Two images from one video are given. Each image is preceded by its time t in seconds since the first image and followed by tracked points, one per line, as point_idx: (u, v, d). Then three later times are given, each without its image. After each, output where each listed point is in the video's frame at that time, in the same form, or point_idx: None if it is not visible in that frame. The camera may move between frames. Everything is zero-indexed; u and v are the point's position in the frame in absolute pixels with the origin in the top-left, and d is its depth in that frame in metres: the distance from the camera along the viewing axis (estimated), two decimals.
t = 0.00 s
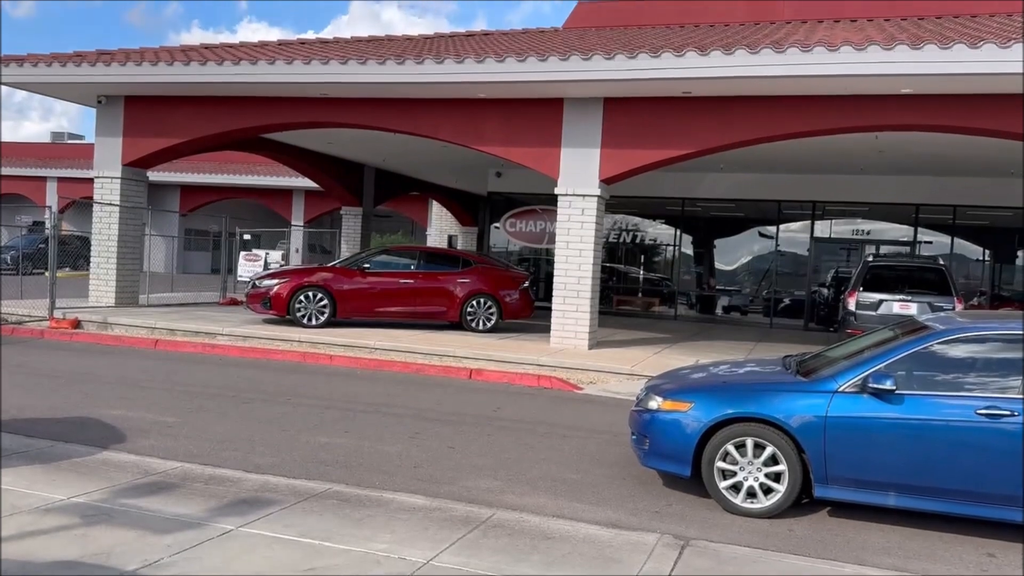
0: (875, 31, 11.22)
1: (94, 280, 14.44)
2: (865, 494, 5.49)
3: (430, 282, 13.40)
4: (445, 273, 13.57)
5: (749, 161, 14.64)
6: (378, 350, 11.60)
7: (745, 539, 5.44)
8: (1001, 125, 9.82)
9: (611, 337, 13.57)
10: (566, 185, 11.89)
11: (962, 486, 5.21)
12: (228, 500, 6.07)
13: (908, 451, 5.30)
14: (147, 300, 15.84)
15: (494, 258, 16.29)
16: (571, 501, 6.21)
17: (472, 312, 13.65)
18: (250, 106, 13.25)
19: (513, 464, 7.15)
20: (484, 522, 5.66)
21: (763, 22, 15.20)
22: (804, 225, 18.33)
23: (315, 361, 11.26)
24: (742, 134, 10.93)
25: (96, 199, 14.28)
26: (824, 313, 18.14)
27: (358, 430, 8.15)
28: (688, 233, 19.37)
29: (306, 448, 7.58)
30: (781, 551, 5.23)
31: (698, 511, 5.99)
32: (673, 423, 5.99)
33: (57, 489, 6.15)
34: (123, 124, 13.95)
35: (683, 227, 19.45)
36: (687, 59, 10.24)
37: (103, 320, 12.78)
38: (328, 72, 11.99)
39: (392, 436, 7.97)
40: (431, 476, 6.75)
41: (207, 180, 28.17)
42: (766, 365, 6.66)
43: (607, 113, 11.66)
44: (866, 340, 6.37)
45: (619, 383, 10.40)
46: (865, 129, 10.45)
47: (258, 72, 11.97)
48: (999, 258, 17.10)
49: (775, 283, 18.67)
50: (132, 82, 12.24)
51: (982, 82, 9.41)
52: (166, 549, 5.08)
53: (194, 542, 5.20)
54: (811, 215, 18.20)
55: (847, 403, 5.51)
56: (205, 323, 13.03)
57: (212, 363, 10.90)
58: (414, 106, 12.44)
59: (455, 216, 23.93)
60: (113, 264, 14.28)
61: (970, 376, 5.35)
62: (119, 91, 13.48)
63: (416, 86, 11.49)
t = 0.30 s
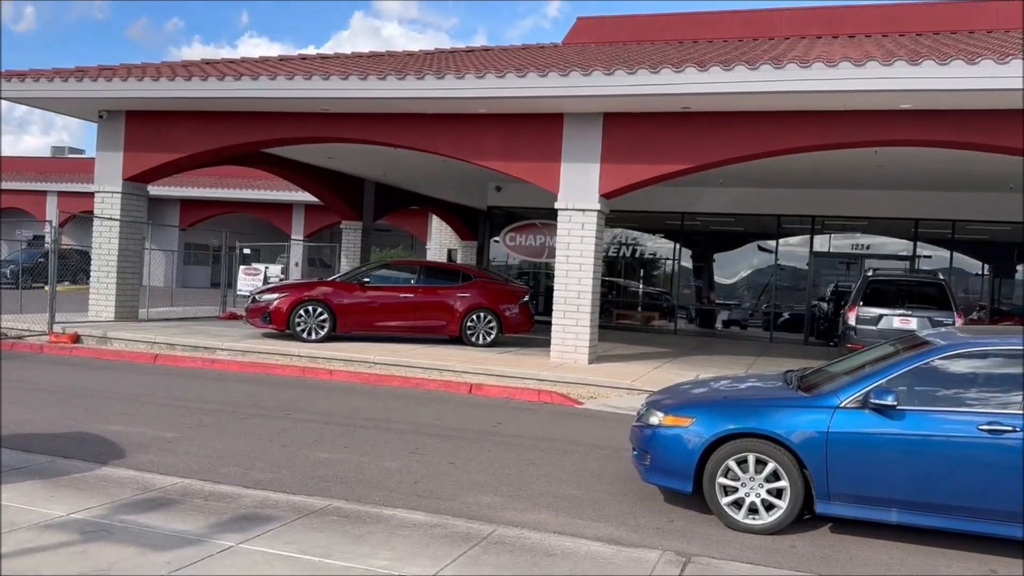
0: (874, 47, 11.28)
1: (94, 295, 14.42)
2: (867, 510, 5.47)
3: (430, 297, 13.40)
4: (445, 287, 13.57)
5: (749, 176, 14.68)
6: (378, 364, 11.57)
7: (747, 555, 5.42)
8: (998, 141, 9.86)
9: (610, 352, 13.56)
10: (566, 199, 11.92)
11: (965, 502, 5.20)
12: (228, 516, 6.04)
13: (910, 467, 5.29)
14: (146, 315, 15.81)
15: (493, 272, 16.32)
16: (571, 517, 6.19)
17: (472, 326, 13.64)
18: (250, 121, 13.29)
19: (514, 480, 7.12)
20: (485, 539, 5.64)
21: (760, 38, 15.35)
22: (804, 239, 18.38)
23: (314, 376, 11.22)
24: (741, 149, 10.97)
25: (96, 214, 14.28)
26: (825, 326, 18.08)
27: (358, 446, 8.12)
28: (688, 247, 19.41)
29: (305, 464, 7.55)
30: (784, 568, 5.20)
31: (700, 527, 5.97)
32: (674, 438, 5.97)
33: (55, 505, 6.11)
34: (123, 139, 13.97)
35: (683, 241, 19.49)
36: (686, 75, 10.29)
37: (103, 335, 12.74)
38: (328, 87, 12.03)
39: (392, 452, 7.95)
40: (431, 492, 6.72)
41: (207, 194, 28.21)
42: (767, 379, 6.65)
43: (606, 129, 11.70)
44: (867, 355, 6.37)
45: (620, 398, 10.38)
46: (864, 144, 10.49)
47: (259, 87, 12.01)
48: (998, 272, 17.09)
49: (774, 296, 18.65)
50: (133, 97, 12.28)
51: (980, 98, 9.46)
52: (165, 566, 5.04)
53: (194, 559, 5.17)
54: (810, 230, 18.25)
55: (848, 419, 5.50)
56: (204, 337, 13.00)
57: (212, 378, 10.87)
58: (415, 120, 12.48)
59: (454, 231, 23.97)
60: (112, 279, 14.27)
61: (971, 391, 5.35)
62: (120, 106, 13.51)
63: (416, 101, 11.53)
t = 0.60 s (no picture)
0: (871, 62, 11.34)
1: (93, 308, 14.41)
2: (869, 525, 5.45)
3: (429, 310, 13.39)
4: (444, 300, 13.57)
5: (748, 189, 14.72)
6: (377, 377, 11.55)
7: (749, 571, 5.39)
8: (996, 154, 9.90)
9: (610, 365, 13.55)
10: (565, 212, 11.94)
11: (967, 517, 5.18)
12: (227, 531, 6.01)
13: (911, 482, 5.27)
14: (146, 328, 15.79)
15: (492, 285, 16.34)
16: (572, 533, 6.16)
17: (472, 338, 13.62)
18: (250, 134, 13.31)
19: (515, 495, 7.10)
20: (486, 554, 5.61)
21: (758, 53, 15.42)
22: (802, 252, 18.42)
23: (314, 389, 11.20)
24: (740, 163, 11.00)
25: (95, 227, 14.28)
26: (824, 339, 18.01)
27: (358, 460, 8.09)
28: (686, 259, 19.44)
29: (305, 478, 7.52)
30: None
31: (701, 542, 5.94)
32: (675, 452, 5.95)
33: (54, 520, 6.08)
34: (124, 153, 13.99)
35: (683, 254, 19.52)
36: (686, 89, 10.32)
37: (102, 348, 12.71)
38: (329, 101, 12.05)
39: (392, 466, 7.92)
40: (432, 507, 6.69)
41: (206, 207, 28.26)
42: (768, 394, 6.62)
43: (605, 142, 11.73)
44: (868, 369, 6.35)
45: (620, 412, 10.35)
46: (863, 157, 10.51)
47: (259, 101, 12.04)
48: (997, 285, 17.14)
49: (773, 309, 18.65)
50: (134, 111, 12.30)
51: (979, 112, 9.50)
52: None
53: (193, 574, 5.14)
54: (810, 243, 18.29)
55: (849, 433, 5.48)
56: (203, 351, 12.98)
57: (211, 391, 10.85)
58: (415, 134, 12.51)
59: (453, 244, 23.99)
60: (112, 292, 14.26)
61: (971, 406, 5.34)
62: (121, 119, 13.54)
63: (416, 114, 11.56)
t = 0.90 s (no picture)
0: (868, 73, 11.39)
1: (90, 319, 14.36)
2: (868, 537, 5.44)
3: (427, 320, 13.38)
4: (442, 310, 13.56)
5: (745, 200, 14.76)
6: (375, 388, 11.53)
7: None
8: (991, 165, 9.95)
9: (608, 375, 13.54)
10: (563, 223, 11.94)
11: (966, 528, 5.17)
12: (227, 544, 5.98)
13: (909, 493, 5.26)
14: (143, 339, 15.76)
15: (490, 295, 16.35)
16: (571, 545, 6.14)
17: (469, 350, 13.59)
18: (248, 146, 13.32)
19: (513, 507, 7.07)
20: (484, 567, 5.58)
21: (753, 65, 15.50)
22: (799, 262, 18.45)
23: (310, 400, 11.17)
24: (737, 174, 11.03)
25: (93, 238, 14.27)
26: (821, 349, 18.19)
27: (355, 471, 8.07)
28: (684, 269, 19.47)
29: (302, 490, 7.49)
30: None
31: (699, 554, 5.92)
32: (674, 463, 5.93)
33: (50, 533, 6.04)
34: (122, 164, 13.98)
35: (679, 264, 19.55)
36: (683, 101, 10.36)
37: (98, 359, 12.68)
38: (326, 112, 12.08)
39: (389, 477, 7.90)
40: (429, 519, 6.66)
41: (204, 218, 28.27)
42: (766, 405, 6.62)
43: (603, 153, 11.75)
44: (865, 380, 6.36)
45: (619, 423, 10.33)
46: (859, 169, 10.56)
47: (257, 112, 12.07)
48: (994, 295, 17.13)
49: (770, 319, 18.69)
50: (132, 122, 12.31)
51: (975, 124, 9.55)
52: None
53: None
54: (807, 253, 18.36)
55: (847, 444, 5.48)
56: (201, 361, 12.96)
57: (208, 402, 10.81)
58: (412, 145, 12.53)
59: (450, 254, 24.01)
60: (109, 303, 14.24)
61: (969, 417, 5.35)
62: (119, 131, 13.55)
63: (414, 125, 11.58)
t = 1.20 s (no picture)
0: (850, 90, 11.77)
1: (97, 327, 14.71)
2: (850, 534, 5.76)
3: (421, 329, 13.71)
4: (436, 319, 13.90)
5: (733, 211, 15.11)
6: (372, 395, 11.85)
7: None
8: (967, 178, 10.32)
9: (600, 382, 13.89)
10: (555, 233, 12.28)
11: (943, 525, 5.50)
12: (230, 544, 6.30)
13: (890, 492, 5.60)
14: (147, 346, 16.10)
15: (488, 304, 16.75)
16: (563, 545, 6.46)
17: (463, 357, 13.91)
18: (251, 158, 13.67)
19: (507, 510, 7.38)
20: (479, 566, 5.90)
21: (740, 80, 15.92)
22: (782, 271, 18.83)
23: (309, 406, 11.46)
24: (722, 186, 11.40)
25: (100, 248, 14.59)
26: (804, 357, 18.49)
27: (354, 475, 8.39)
28: (672, 278, 19.82)
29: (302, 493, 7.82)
30: None
31: (687, 554, 6.22)
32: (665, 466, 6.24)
33: (59, 532, 6.36)
34: (128, 177, 14.34)
35: (669, 273, 19.88)
36: (671, 114, 10.67)
37: (104, 366, 13.05)
38: (326, 126, 12.43)
39: (387, 481, 8.24)
40: (425, 522, 6.98)
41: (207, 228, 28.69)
42: (752, 409, 6.96)
43: (594, 165, 12.09)
44: (846, 384, 6.71)
45: (611, 428, 10.63)
46: (842, 181, 10.90)
47: (258, 126, 12.42)
48: (969, 303, 17.70)
49: (756, 327, 19.03)
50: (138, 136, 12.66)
51: (952, 138, 9.89)
52: None
53: None
54: (790, 263, 18.75)
55: (830, 446, 5.81)
56: (204, 368, 13.32)
57: (211, 408, 11.15)
58: (410, 157, 12.87)
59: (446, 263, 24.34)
60: (116, 312, 14.58)
61: (945, 419, 5.69)
62: (126, 145, 13.91)
63: (410, 138, 11.91)
